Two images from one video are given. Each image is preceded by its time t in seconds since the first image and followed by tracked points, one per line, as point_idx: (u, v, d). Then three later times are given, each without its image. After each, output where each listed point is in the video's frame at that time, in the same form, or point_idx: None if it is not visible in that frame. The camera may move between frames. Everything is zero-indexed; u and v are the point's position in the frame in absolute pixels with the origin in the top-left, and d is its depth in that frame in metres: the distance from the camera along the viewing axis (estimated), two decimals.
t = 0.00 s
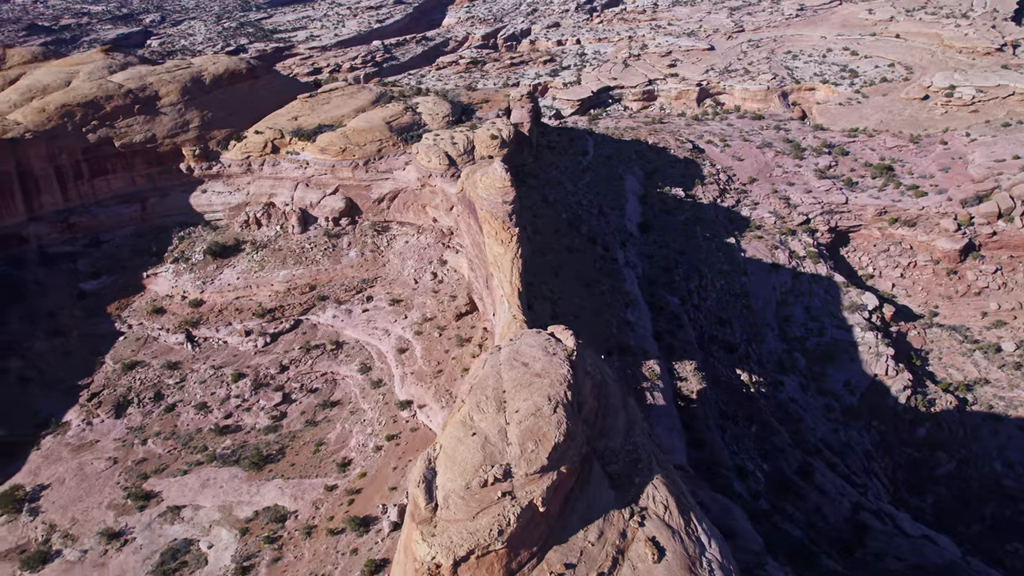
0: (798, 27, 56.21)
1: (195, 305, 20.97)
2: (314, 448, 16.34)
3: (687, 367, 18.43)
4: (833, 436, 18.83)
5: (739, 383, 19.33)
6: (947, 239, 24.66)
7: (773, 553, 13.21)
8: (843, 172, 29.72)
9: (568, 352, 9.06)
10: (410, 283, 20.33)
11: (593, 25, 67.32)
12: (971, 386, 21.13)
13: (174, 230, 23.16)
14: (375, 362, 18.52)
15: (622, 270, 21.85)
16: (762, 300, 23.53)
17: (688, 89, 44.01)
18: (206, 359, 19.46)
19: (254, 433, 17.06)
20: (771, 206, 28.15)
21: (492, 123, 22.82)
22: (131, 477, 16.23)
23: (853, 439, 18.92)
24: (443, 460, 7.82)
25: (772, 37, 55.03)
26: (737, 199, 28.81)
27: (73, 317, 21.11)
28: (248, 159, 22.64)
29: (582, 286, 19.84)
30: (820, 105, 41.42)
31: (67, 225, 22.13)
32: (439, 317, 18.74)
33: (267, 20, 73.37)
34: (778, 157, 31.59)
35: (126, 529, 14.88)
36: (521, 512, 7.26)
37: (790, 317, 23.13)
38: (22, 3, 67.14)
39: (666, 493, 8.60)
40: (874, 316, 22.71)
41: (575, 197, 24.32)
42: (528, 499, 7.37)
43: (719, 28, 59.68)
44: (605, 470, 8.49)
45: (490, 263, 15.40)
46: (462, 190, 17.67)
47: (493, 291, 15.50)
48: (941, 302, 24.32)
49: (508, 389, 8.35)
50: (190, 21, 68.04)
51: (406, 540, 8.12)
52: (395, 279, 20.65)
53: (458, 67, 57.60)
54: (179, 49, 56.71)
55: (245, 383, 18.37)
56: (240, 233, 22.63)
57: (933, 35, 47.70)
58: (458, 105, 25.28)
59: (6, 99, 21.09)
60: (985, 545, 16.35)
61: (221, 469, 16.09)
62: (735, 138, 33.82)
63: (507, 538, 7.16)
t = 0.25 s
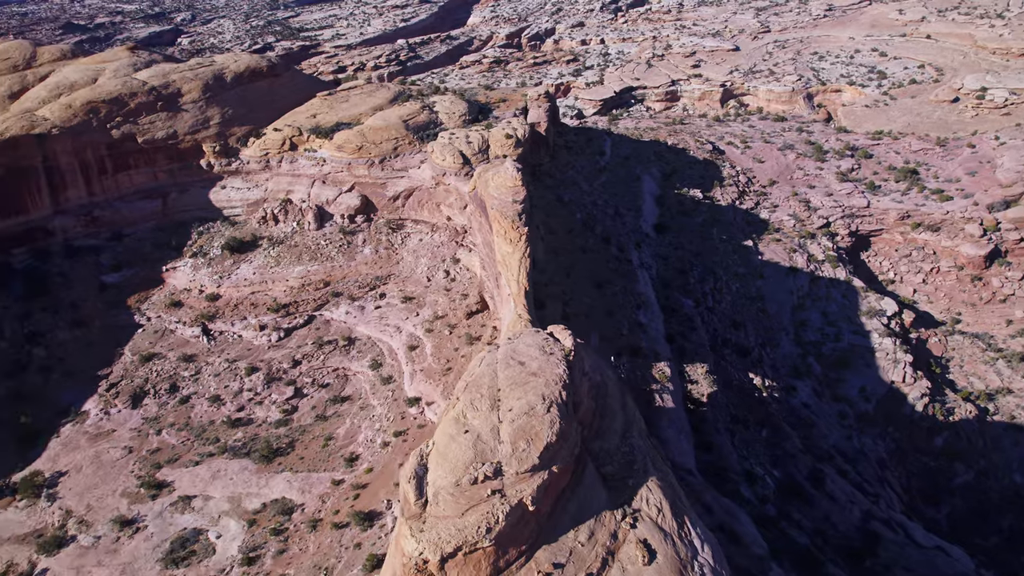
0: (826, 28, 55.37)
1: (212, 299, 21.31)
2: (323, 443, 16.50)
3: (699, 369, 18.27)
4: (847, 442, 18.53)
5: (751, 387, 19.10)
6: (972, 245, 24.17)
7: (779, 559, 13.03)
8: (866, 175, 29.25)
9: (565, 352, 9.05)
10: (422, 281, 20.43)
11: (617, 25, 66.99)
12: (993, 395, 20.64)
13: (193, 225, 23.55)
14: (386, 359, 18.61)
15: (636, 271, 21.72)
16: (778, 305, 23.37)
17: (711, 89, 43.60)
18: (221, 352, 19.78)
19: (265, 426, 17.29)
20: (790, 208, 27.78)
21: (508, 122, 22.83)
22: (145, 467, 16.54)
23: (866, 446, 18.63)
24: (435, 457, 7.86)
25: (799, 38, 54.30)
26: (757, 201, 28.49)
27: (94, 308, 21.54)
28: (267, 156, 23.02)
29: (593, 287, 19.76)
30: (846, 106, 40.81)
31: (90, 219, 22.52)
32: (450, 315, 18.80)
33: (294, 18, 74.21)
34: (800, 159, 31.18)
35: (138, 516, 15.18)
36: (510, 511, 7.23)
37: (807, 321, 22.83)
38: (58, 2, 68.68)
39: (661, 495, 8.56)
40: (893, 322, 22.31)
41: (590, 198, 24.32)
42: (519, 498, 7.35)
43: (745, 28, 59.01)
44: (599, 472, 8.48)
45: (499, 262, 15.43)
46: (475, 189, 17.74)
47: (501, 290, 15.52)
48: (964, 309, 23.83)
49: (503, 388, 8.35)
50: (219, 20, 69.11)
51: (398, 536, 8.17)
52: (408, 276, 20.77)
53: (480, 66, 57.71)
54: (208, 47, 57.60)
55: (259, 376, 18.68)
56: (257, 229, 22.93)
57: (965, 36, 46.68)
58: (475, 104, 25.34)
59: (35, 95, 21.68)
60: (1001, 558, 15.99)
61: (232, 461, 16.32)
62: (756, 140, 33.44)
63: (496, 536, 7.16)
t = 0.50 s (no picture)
0: (851, 28, 54.55)
1: (225, 294, 21.58)
2: (329, 438, 16.64)
3: (707, 372, 18.11)
4: (858, 449, 18.25)
5: (761, 391, 18.88)
6: (993, 250, 23.75)
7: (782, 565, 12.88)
8: (886, 178, 28.81)
9: (561, 351, 9.04)
10: (432, 278, 20.51)
11: (638, 25, 66.60)
12: (1012, 404, 20.26)
13: (209, 221, 23.88)
14: (394, 356, 18.66)
15: (648, 271, 21.60)
16: (791, 309, 23.07)
17: (733, 90, 43.25)
18: (233, 347, 20.06)
19: (274, 421, 17.49)
20: (808, 211, 27.43)
21: (522, 122, 22.83)
22: (155, 458, 16.82)
23: (877, 453, 18.35)
24: (426, 454, 7.91)
25: (822, 38, 53.56)
26: (773, 203, 28.19)
27: (112, 301, 21.94)
28: (282, 153, 23.23)
29: (603, 287, 19.70)
30: (869, 108, 40.21)
31: (110, 214, 22.95)
32: (459, 314, 18.85)
33: (317, 17, 74.86)
34: (818, 161, 30.78)
35: (148, 506, 15.45)
36: (497, 509, 7.25)
37: (821, 325, 22.54)
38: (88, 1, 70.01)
39: (653, 497, 8.55)
40: (909, 327, 21.95)
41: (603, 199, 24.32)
42: (507, 496, 7.38)
43: (768, 28, 58.35)
44: (591, 472, 8.50)
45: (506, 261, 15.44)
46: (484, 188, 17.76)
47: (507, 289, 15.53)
48: (985, 316, 23.40)
49: (495, 386, 8.36)
50: (244, 19, 69.96)
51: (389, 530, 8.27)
52: (419, 275, 20.84)
53: (500, 66, 57.78)
54: (231, 46, 58.35)
55: (269, 371, 18.91)
56: (271, 226, 23.18)
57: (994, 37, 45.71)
58: (490, 103, 25.40)
59: (59, 93, 22.23)
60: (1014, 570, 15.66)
61: (240, 454, 16.53)
62: (774, 141, 33.08)
63: (482, 533, 7.19)
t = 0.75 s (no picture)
0: (874, 25, 53.55)
1: (231, 288, 21.64)
2: (330, 433, 16.57)
3: (713, 373, 17.83)
4: (867, 454, 17.85)
5: (769, 393, 18.54)
6: (1015, 252, 23.30)
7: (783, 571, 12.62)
8: (905, 178, 28.26)
9: (552, 349, 8.86)
10: (437, 274, 20.40)
11: (657, 20, 65.92)
12: None
13: (217, 214, 23.94)
14: (396, 353, 18.53)
15: (656, 270, 21.32)
16: (803, 311, 22.66)
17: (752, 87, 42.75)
18: (237, 341, 20.10)
19: (275, 415, 17.47)
20: (823, 211, 26.98)
21: (530, 117, 22.72)
22: (158, 450, 16.87)
23: (888, 459, 17.97)
24: (411, 450, 7.80)
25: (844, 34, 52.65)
26: (788, 202, 27.76)
27: (120, 294, 22.06)
28: (289, 148, 23.31)
29: (609, 286, 19.47)
30: (891, 106, 39.51)
31: (119, 207, 23.11)
32: (463, 310, 18.70)
33: (334, 11, 75.01)
34: (835, 160, 30.28)
35: (149, 497, 15.50)
36: (480, 506, 7.10)
37: (834, 327, 22.10)
38: None
39: (642, 497, 8.36)
40: (925, 330, 21.42)
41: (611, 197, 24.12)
42: (490, 493, 7.24)
43: (789, 24, 57.49)
44: (579, 471, 8.32)
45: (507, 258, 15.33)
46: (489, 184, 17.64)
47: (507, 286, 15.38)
48: (1005, 320, 22.88)
49: (484, 383, 8.20)
50: (262, 13, 70.25)
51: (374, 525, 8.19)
52: (424, 271, 20.72)
53: (515, 61, 57.52)
54: (248, 40, 58.63)
55: (272, 365, 18.92)
56: (278, 220, 23.18)
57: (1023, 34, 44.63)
58: (499, 100, 25.27)
59: (72, 86, 22.51)
60: None
61: (241, 447, 16.53)
62: (790, 139, 32.59)
63: (464, 530, 7.07)
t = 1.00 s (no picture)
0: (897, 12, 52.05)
1: (223, 279, 21.19)
2: (320, 429, 16.05)
3: (718, 373, 17.22)
4: (878, 458, 17.17)
5: (776, 394, 17.91)
6: None
7: None
8: (925, 171, 27.37)
9: (537, 343, 8.32)
10: (433, 267, 19.88)
11: (673, 7, 64.57)
12: None
13: (211, 203, 23.43)
14: (390, 347, 18.04)
15: (661, 265, 20.68)
16: (816, 308, 22.00)
17: (770, 76, 41.82)
18: (228, 333, 19.64)
19: (265, 409, 16.99)
20: (837, 205, 26.20)
21: (532, 106, 22.09)
22: (145, 443, 16.44)
23: (898, 463, 17.34)
24: (386, 444, 7.35)
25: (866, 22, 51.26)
26: (802, 195, 26.98)
27: (111, 283, 21.62)
28: (285, 135, 22.74)
29: (611, 280, 18.89)
30: (914, 96, 38.38)
31: (112, 195, 22.57)
32: (461, 304, 18.14)
33: None
34: (850, 152, 29.43)
35: (134, 491, 15.06)
36: (456, 505, 6.65)
37: (846, 326, 21.41)
38: None
39: (628, 498, 7.88)
40: (943, 330, 20.71)
41: (616, 189, 23.45)
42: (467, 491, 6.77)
43: (808, 12, 56.08)
44: (562, 470, 7.84)
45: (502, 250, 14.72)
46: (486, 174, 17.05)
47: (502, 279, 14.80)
48: None
49: (464, 376, 7.68)
50: None
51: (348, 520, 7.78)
52: (420, 263, 20.21)
53: (525, 49, 56.61)
54: (254, 25, 58.02)
55: (263, 359, 18.47)
56: (273, 210, 22.68)
57: None
58: (501, 88, 24.62)
59: (65, 72, 22.02)
60: None
61: (229, 442, 16.06)
62: (805, 131, 31.71)
63: (438, 529, 6.63)
